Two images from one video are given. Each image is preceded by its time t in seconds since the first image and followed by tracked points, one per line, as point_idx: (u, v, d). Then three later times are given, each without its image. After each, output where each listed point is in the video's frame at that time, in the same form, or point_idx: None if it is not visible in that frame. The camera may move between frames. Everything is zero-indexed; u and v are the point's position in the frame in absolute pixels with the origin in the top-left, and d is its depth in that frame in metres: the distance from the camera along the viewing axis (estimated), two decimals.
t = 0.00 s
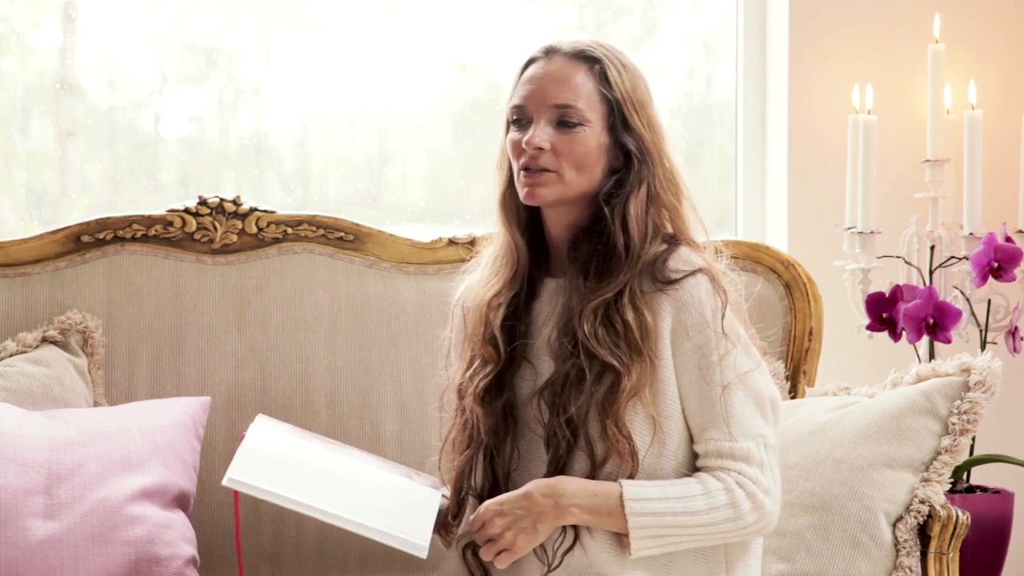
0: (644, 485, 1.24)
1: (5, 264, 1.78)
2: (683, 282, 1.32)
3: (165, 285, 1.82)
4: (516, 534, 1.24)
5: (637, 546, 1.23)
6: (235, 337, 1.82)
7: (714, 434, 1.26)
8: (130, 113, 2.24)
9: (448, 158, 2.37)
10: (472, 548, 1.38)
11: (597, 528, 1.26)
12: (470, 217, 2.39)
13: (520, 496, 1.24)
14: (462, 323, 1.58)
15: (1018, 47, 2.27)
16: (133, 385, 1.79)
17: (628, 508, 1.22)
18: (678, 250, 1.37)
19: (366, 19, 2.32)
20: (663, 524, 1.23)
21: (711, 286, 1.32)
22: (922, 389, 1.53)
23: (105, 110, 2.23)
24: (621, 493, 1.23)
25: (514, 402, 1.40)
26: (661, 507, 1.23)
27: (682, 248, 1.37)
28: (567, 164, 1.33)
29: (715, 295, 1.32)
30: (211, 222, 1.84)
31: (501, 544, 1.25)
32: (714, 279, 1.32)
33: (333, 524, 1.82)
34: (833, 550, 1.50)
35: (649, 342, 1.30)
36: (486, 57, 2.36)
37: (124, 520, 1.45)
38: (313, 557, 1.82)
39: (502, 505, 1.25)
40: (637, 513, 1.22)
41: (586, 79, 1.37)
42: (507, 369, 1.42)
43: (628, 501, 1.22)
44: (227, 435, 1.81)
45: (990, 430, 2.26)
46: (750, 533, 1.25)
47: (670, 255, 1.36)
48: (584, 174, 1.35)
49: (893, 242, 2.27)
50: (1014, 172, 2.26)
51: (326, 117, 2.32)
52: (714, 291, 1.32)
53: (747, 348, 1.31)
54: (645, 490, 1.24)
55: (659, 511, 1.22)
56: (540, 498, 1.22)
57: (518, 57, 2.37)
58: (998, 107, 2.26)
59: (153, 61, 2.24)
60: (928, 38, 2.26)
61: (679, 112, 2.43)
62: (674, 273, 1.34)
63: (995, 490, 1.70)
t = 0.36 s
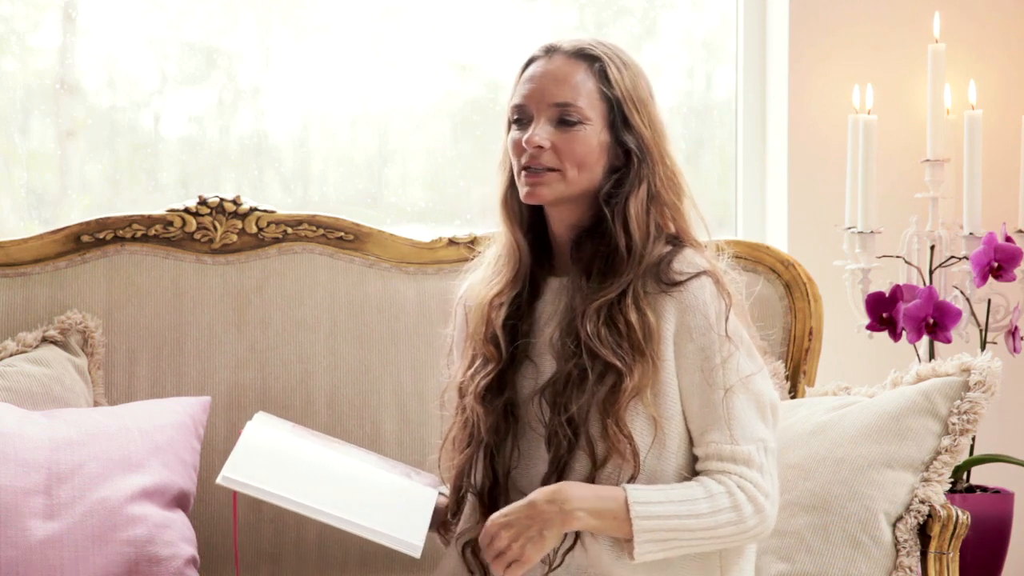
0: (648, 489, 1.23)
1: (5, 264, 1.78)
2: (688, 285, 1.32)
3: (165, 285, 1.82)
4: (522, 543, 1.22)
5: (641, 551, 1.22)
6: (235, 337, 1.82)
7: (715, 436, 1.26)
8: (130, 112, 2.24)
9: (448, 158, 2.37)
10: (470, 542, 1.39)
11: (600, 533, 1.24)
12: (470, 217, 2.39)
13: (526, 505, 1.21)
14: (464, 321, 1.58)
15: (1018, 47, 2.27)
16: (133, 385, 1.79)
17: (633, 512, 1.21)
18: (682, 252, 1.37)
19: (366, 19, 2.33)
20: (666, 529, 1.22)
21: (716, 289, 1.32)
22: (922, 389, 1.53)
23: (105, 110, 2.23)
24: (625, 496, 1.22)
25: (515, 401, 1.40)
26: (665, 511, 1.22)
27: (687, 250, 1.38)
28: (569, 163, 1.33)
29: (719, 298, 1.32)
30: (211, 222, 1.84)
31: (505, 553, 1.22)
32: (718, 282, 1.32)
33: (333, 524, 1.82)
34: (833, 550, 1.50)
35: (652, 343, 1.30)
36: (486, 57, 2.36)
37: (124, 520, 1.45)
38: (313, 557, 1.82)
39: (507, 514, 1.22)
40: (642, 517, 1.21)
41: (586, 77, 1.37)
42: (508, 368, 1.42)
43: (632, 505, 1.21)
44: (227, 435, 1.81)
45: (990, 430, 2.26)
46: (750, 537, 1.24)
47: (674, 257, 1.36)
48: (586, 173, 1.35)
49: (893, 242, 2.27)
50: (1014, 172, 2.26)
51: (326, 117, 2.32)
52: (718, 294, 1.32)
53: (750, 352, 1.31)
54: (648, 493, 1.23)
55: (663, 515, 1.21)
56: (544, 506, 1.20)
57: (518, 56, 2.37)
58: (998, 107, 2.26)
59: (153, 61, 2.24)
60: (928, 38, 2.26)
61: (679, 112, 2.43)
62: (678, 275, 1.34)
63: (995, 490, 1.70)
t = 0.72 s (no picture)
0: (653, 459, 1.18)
1: (4, 264, 1.78)
2: (683, 273, 1.30)
3: (165, 285, 1.82)
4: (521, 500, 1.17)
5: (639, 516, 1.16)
6: (235, 337, 1.82)
7: (721, 418, 1.22)
8: (130, 112, 2.24)
9: (448, 158, 2.37)
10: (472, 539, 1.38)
11: (605, 499, 1.20)
12: (469, 217, 2.39)
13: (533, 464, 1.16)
14: (469, 318, 1.58)
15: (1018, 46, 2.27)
16: (133, 385, 1.79)
17: (637, 478, 1.16)
18: (680, 243, 1.35)
19: (366, 19, 2.33)
20: (669, 499, 1.16)
21: (712, 276, 1.30)
22: (922, 389, 1.53)
23: (105, 110, 2.23)
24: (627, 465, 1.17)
25: (517, 398, 1.39)
26: (669, 480, 1.17)
27: (684, 241, 1.36)
28: (586, 164, 1.33)
29: (716, 287, 1.30)
30: (211, 222, 1.84)
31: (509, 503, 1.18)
32: (714, 270, 1.30)
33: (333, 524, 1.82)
34: (833, 550, 1.50)
35: (649, 337, 1.30)
36: (486, 57, 2.37)
37: (124, 520, 1.45)
38: (313, 557, 1.82)
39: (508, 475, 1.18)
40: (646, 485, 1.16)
41: (607, 79, 1.37)
42: (510, 365, 1.41)
43: (636, 472, 1.16)
44: (227, 435, 1.81)
45: (990, 430, 2.26)
46: (757, 518, 1.18)
47: (670, 246, 1.34)
48: (601, 176, 1.34)
49: (892, 242, 2.27)
50: (1014, 172, 2.26)
51: (326, 117, 2.32)
52: (715, 282, 1.30)
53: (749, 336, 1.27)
54: (654, 463, 1.18)
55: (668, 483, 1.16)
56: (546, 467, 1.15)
57: (518, 56, 2.37)
58: (998, 107, 2.26)
59: (153, 61, 2.24)
60: (928, 37, 2.26)
61: (679, 112, 2.43)
62: (674, 264, 1.32)
63: (995, 490, 1.70)
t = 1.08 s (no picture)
0: (655, 480, 1.23)
1: (5, 264, 1.78)
2: (691, 284, 1.32)
3: (165, 285, 1.82)
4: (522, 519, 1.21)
5: (641, 540, 1.22)
6: (235, 337, 1.82)
7: (718, 435, 1.26)
8: (130, 113, 2.24)
9: (448, 158, 2.37)
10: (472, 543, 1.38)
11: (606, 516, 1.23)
12: (469, 217, 2.39)
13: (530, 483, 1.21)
14: (470, 320, 1.58)
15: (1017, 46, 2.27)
16: (133, 385, 1.79)
17: (640, 501, 1.21)
18: (686, 252, 1.37)
19: (366, 19, 2.33)
20: (670, 521, 1.22)
21: (719, 288, 1.31)
22: (922, 389, 1.53)
23: (105, 110, 2.23)
24: (632, 486, 1.22)
25: (519, 402, 1.39)
26: (670, 503, 1.22)
27: (691, 250, 1.38)
28: (573, 152, 1.33)
29: (722, 298, 1.31)
30: (211, 222, 1.84)
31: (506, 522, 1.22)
32: (722, 281, 1.32)
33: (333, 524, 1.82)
34: (833, 550, 1.50)
35: (656, 346, 1.30)
36: (486, 57, 2.36)
37: (124, 520, 1.45)
38: (313, 557, 1.82)
39: (509, 485, 1.22)
40: (649, 507, 1.21)
41: (602, 73, 1.37)
42: (513, 368, 1.42)
43: (639, 496, 1.21)
44: (227, 435, 1.81)
45: (990, 430, 2.26)
46: (752, 534, 1.25)
47: (678, 256, 1.36)
48: (591, 167, 1.34)
49: (893, 242, 2.27)
50: (1014, 172, 2.26)
51: (326, 117, 2.32)
52: (722, 293, 1.31)
53: (753, 351, 1.30)
54: (656, 484, 1.23)
55: (669, 505, 1.21)
56: (548, 485, 1.20)
57: (518, 56, 2.37)
58: (997, 107, 2.26)
59: (153, 61, 2.24)
60: (928, 37, 2.26)
61: (679, 112, 2.43)
62: (681, 274, 1.34)
63: (995, 490, 1.70)
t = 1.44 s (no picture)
0: (652, 487, 1.23)
1: (5, 264, 1.78)
2: (691, 282, 1.32)
3: (165, 285, 1.82)
4: (522, 543, 1.21)
5: (642, 547, 1.22)
6: (235, 337, 1.82)
7: (717, 434, 1.27)
8: (130, 113, 2.24)
9: (448, 158, 2.37)
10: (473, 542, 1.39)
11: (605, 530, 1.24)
12: (469, 217, 2.39)
13: (528, 502, 1.21)
14: (470, 319, 1.58)
15: (1017, 45, 2.27)
16: (133, 385, 1.79)
17: (638, 509, 1.21)
18: (686, 250, 1.37)
19: (366, 19, 2.33)
20: (669, 526, 1.22)
21: (718, 286, 1.32)
22: (922, 389, 1.53)
23: (105, 110, 2.23)
24: (629, 495, 1.22)
25: (520, 401, 1.39)
26: (669, 509, 1.22)
27: (690, 248, 1.38)
28: (574, 156, 1.33)
29: (722, 296, 1.32)
30: (211, 222, 1.84)
31: (507, 549, 1.21)
32: (721, 280, 1.32)
33: (333, 524, 1.82)
34: (833, 550, 1.50)
35: (655, 344, 1.30)
36: (486, 57, 2.36)
37: (124, 520, 1.45)
38: (313, 557, 1.82)
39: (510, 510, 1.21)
40: (647, 514, 1.21)
41: (602, 74, 1.37)
42: (514, 367, 1.42)
43: (637, 503, 1.21)
44: (227, 434, 1.81)
45: (990, 430, 2.26)
46: (751, 534, 1.25)
47: (677, 254, 1.36)
48: (592, 170, 1.34)
49: (893, 242, 2.27)
50: (1015, 172, 2.26)
51: (326, 117, 2.32)
52: (721, 292, 1.32)
53: (752, 350, 1.31)
54: (653, 491, 1.23)
55: (667, 511, 1.21)
56: (546, 503, 1.19)
57: (518, 56, 2.37)
58: (997, 108, 2.26)
59: (153, 61, 2.24)
60: (928, 37, 2.26)
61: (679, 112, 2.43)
62: (681, 272, 1.34)
63: (995, 490, 1.70)
